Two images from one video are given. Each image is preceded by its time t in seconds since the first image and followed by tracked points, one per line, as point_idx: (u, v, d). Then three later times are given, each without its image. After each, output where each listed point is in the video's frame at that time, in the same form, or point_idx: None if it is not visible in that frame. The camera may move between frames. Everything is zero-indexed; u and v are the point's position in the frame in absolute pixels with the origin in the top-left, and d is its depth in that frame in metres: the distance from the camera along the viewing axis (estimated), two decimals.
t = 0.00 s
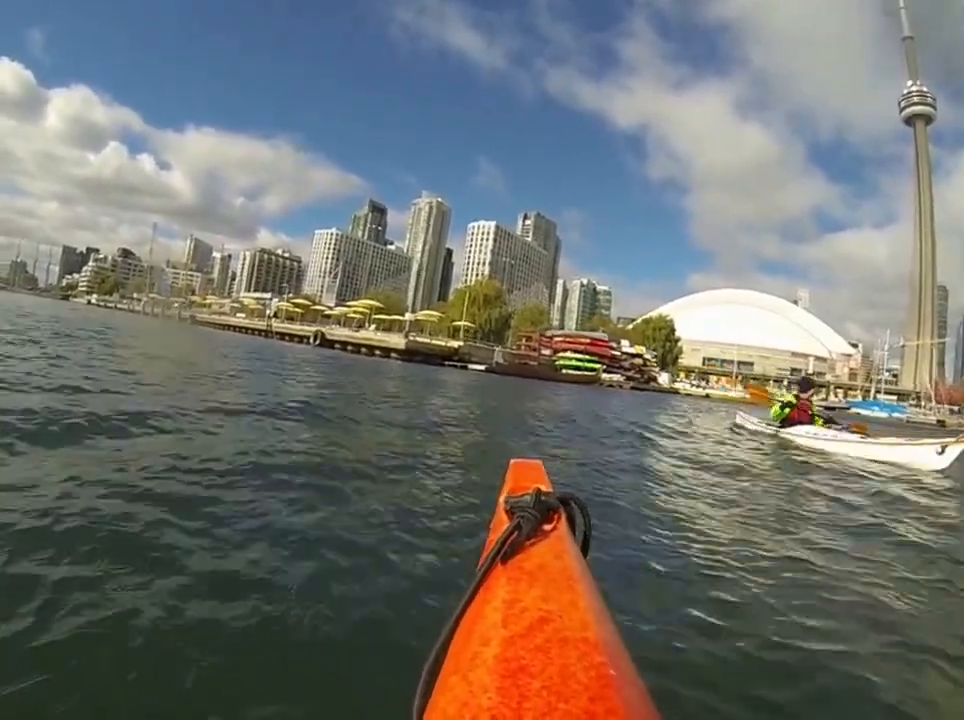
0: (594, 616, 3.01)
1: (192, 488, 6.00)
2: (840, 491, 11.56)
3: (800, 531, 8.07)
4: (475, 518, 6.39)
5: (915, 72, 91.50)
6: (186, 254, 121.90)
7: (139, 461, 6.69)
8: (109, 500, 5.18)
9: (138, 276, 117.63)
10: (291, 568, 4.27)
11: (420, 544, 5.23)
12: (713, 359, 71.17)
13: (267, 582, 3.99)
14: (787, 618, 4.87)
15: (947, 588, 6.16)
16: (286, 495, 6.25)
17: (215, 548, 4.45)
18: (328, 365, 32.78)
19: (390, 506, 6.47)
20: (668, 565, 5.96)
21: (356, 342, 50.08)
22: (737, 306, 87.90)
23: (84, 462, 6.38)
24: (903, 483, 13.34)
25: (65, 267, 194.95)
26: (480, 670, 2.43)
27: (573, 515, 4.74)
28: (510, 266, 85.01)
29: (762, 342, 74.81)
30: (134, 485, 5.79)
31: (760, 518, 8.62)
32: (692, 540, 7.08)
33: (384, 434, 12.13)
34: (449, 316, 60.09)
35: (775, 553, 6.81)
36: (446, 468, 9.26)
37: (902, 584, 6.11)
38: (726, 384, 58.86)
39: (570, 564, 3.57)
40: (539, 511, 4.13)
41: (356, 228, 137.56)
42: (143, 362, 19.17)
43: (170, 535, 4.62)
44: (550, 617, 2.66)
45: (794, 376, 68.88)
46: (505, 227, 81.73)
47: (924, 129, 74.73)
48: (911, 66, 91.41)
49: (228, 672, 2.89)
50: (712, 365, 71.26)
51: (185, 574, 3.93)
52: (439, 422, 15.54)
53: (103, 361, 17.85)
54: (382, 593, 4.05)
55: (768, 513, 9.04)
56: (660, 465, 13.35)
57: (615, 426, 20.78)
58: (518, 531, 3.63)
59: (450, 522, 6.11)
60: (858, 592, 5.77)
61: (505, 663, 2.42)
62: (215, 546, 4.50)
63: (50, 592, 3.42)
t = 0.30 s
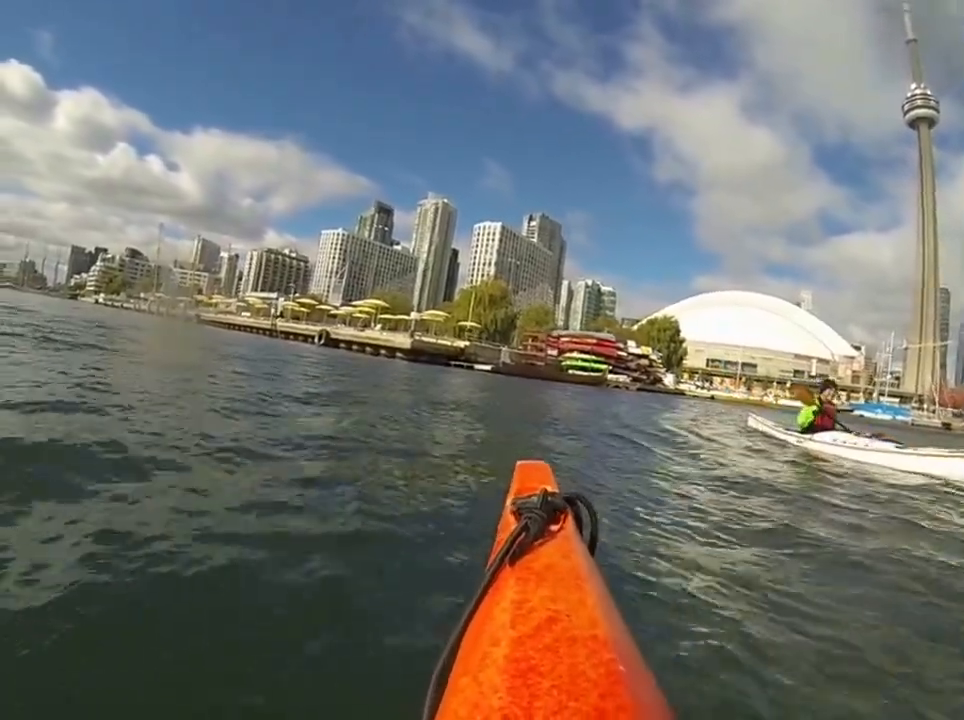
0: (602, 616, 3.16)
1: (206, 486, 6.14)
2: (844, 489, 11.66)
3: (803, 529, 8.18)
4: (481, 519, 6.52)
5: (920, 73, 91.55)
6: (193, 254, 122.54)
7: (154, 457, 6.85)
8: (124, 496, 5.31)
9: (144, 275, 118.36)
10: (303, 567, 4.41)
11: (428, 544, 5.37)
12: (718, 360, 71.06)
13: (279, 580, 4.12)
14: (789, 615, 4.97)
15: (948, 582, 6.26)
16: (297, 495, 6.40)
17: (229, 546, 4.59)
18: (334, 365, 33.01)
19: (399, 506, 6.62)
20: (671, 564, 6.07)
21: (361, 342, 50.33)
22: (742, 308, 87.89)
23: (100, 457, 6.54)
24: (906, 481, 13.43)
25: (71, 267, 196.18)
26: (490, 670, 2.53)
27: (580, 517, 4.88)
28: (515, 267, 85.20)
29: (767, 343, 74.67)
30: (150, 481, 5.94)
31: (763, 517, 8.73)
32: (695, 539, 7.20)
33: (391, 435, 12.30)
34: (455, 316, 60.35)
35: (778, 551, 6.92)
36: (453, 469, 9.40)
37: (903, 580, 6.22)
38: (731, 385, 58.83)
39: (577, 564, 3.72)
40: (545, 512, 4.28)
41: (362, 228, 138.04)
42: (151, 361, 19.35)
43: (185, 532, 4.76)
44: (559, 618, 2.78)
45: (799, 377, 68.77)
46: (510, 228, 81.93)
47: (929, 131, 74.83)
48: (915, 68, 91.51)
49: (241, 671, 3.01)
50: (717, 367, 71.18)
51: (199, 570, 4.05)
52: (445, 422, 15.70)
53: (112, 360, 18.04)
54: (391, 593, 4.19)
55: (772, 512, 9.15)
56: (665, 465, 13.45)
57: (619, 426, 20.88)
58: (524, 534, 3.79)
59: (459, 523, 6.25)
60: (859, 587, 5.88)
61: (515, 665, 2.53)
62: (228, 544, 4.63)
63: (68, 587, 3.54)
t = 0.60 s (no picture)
0: (611, 618, 3.50)
1: (231, 491, 6.47)
2: (848, 490, 11.87)
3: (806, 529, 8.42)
4: (493, 521, 6.83)
5: (929, 74, 91.34)
6: (200, 259, 123.25)
7: (182, 464, 7.21)
8: (158, 499, 5.66)
9: (153, 280, 119.61)
10: (330, 563, 4.71)
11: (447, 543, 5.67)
12: (726, 363, 70.97)
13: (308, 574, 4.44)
14: (787, 605, 5.25)
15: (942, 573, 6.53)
16: (317, 498, 6.72)
17: (259, 544, 4.92)
18: (343, 370, 33.45)
19: (415, 510, 6.93)
20: (676, 560, 6.35)
21: (368, 346, 50.80)
22: (751, 310, 87.73)
23: (131, 464, 6.90)
24: (910, 482, 13.60)
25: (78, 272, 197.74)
26: (499, 676, 2.89)
27: (596, 517, 5.16)
28: (522, 270, 85.30)
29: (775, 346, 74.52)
30: (179, 486, 6.29)
31: (767, 517, 8.98)
32: (700, 538, 7.46)
33: (402, 441, 12.62)
34: (461, 320, 60.75)
35: (780, 547, 7.17)
36: (464, 474, 9.70)
37: (901, 571, 6.47)
38: (739, 388, 58.82)
39: (590, 568, 4.06)
40: (561, 518, 4.58)
41: (368, 231, 138.58)
42: (165, 369, 19.77)
43: (217, 532, 5.09)
44: (568, 625, 3.12)
45: (808, 380, 68.60)
46: (517, 232, 82.22)
47: (937, 133, 74.58)
48: (924, 69, 91.27)
49: (281, 650, 3.33)
50: (725, 369, 71.10)
51: (235, 566, 4.40)
52: (453, 427, 16.02)
53: (128, 368, 18.47)
54: (416, 584, 4.50)
55: (775, 512, 9.39)
56: (671, 469, 13.69)
57: (626, 430, 21.12)
58: (539, 540, 4.20)
59: (473, 524, 6.56)
60: (858, 579, 6.14)
61: (525, 667, 2.91)
62: (259, 543, 4.96)
63: (117, 580, 3.89)
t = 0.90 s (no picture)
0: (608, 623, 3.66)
1: (236, 494, 6.57)
2: (845, 494, 11.97)
3: (802, 535, 8.51)
4: (493, 522, 6.94)
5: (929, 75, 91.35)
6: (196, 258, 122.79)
7: (183, 471, 7.27)
8: (165, 505, 5.77)
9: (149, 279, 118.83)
10: (334, 562, 4.85)
11: (451, 543, 5.82)
12: (724, 364, 71.06)
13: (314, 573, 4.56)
14: (778, 614, 5.38)
15: (936, 585, 6.66)
16: (319, 500, 6.83)
17: (263, 545, 5.04)
18: (340, 371, 33.49)
19: (417, 510, 7.02)
20: (671, 565, 6.49)
21: (364, 346, 50.73)
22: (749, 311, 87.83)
23: (135, 469, 7.01)
24: (909, 483, 13.67)
25: (73, 271, 197.16)
26: (496, 674, 3.05)
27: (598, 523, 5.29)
28: (520, 270, 85.27)
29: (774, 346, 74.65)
30: (184, 491, 6.39)
31: (763, 523, 9.11)
32: (697, 544, 7.58)
33: (402, 442, 12.71)
34: (458, 320, 60.71)
35: (777, 556, 7.29)
36: (464, 476, 9.79)
37: (893, 582, 6.61)
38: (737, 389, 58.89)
39: (589, 574, 4.21)
40: (564, 518, 4.69)
41: (366, 231, 138.38)
42: (162, 370, 19.76)
43: (225, 536, 5.21)
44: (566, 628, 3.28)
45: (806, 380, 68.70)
46: (515, 231, 82.17)
47: (936, 133, 74.71)
48: (924, 69, 91.35)
49: (287, 643, 3.46)
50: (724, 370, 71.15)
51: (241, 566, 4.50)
52: (453, 428, 16.09)
53: (125, 370, 18.47)
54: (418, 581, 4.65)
55: (772, 517, 9.50)
56: (670, 471, 13.78)
57: (624, 431, 21.22)
58: (541, 539, 4.35)
59: (475, 526, 6.67)
60: (852, 591, 6.28)
61: (523, 666, 3.07)
62: (266, 545, 5.06)
63: (127, 581, 3.97)
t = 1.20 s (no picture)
0: (597, 633, 3.69)
1: (222, 483, 6.48)
2: (833, 491, 12.00)
3: (792, 532, 8.50)
4: (482, 516, 6.89)
5: (921, 74, 91.44)
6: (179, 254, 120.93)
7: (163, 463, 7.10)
8: (150, 491, 5.68)
9: (132, 273, 117.05)
10: (324, 549, 4.80)
11: (441, 534, 5.79)
12: (713, 362, 71.25)
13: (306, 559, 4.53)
14: (767, 614, 5.36)
15: (922, 582, 6.68)
16: (307, 491, 6.75)
17: (250, 532, 4.94)
18: (327, 367, 33.19)
19: (405, 504, 6.95)
20: (661, 563, 6.47)
21: (350, 341, 50.19)
22: (738, 309, 88.09)
23: (117, 460, 6.88)
24: (897, 481, 13.72)
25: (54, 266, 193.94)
26: (483, 681, 3.05)
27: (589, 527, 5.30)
28: (508, 266, 84.91)
29: (763, 345, 74.91)
30: (165, 482, 6.21)
31: (752, 520, 9.11)
32: (686, 539, 7.58)
33: (389, 436, 12.59)
34: (445, 316, 60.37)
35: (765, 552, 7.30)
36: (452, 470, 9.72)
37: (880, 580, 6.64)
38: (726, 388, 59.03)
39: (579, 580, 4.25)
40: (554, 525, 4.71)
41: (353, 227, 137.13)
42: (144, 365, 19.38)
43: (212, 522, 5.15)
44: (554, 636, 3.33)
45: (795, 379, 69.02)
46: (503, 227, 81.74)
47: (926, 133, 75.05)
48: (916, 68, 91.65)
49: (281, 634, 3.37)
50: (713, 368, 71.34)
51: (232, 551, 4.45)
52: (441, 423, 15.97)
53: (105, 365, 18.05)
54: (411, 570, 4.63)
55: (760, 515, 9.51)
56: (658, 467, 13.77)
57: (613, 427, 21.19)
58: (531, 547, 4.35)
59: (464, 519, 6.61)
60: (840, 588, 6.28)
61: (511, 676, 3.07)
62: (256, 530, 5.02)
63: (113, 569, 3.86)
